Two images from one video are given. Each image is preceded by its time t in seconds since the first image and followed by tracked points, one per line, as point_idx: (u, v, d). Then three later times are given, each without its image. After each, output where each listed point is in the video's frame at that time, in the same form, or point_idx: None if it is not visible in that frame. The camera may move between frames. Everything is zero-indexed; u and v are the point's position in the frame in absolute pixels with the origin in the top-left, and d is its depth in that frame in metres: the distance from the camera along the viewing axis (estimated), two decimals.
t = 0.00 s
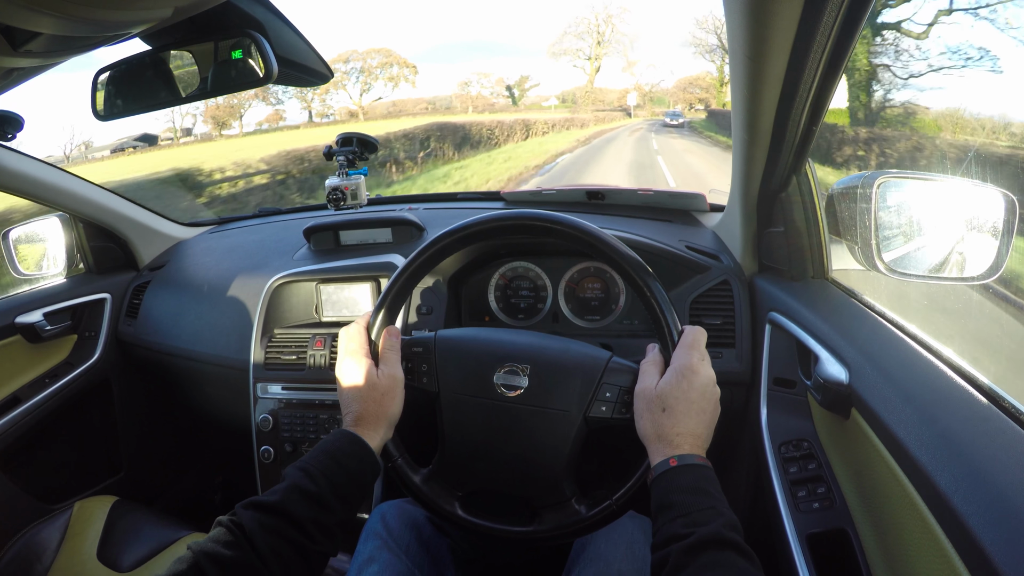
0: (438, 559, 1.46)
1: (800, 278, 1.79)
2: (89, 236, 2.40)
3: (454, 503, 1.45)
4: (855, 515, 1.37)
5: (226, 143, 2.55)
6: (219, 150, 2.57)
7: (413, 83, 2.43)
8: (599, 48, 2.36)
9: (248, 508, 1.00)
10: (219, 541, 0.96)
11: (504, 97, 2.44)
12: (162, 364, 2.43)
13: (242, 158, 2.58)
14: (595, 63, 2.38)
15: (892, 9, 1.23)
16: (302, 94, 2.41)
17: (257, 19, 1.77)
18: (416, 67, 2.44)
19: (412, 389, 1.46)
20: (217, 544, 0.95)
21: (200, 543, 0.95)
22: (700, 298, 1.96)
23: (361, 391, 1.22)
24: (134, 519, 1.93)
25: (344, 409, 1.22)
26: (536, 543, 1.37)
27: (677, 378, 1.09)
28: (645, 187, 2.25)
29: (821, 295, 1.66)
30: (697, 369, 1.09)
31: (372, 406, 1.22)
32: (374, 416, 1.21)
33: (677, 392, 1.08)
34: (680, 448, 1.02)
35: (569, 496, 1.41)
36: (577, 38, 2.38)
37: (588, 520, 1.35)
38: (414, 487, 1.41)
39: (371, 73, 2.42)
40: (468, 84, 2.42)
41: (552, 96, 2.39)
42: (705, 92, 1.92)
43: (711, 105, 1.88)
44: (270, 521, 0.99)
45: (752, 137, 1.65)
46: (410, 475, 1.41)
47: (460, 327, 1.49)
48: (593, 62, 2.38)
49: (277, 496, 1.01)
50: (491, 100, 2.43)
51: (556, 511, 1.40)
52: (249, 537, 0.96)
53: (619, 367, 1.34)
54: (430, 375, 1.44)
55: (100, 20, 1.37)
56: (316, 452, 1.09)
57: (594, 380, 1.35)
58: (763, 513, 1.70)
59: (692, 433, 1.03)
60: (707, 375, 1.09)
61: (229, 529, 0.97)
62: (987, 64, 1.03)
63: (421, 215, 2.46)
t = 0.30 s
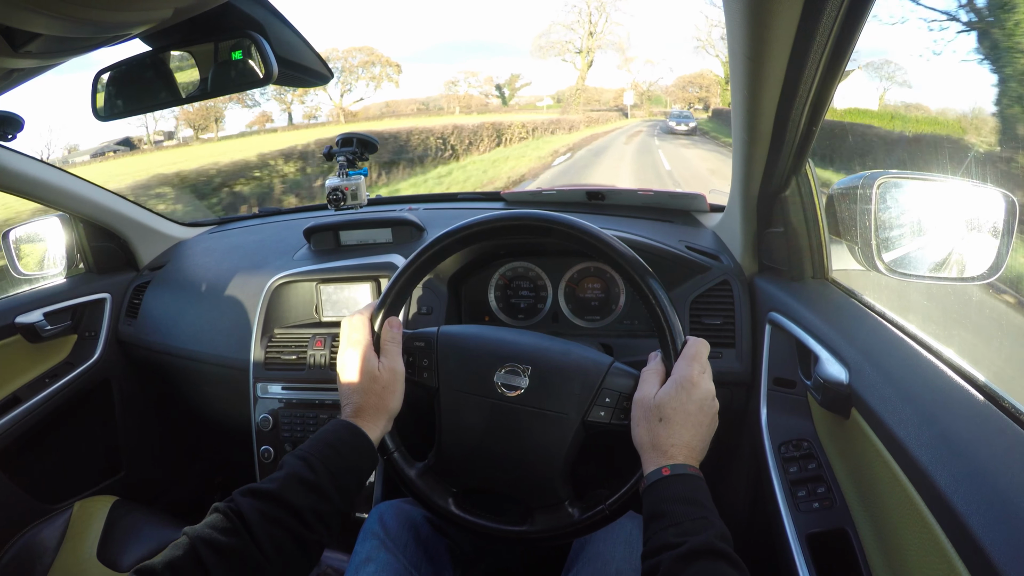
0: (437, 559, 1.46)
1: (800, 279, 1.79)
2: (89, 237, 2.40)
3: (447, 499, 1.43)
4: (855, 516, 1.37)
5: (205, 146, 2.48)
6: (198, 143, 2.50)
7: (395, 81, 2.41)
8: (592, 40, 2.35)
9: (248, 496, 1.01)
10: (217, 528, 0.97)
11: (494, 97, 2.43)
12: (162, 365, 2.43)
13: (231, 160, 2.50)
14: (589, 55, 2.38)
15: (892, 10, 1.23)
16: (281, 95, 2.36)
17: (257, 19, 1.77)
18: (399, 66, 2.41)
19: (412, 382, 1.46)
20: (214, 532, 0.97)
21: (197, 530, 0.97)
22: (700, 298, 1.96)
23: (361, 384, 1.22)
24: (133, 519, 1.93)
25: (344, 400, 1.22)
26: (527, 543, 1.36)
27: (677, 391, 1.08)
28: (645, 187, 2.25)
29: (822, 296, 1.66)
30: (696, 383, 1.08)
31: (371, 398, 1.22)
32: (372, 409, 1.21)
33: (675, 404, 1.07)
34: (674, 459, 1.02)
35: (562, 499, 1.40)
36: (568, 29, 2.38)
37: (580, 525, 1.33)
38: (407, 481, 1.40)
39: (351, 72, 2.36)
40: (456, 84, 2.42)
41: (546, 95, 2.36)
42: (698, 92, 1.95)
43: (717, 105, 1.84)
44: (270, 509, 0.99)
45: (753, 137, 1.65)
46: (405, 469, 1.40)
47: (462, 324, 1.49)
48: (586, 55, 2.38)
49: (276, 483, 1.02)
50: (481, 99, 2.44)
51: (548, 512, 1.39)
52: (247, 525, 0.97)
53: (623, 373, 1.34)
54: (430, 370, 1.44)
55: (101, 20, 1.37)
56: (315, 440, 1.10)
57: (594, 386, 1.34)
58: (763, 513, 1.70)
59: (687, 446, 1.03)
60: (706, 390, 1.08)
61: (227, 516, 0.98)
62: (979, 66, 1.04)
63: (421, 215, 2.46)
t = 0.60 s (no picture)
0: (436, 559, 1.46)
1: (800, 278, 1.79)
2: (90, 236, 2.40)
3: (444, 497, 1.43)
4: (855, 516, 1.37)
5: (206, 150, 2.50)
6: (197, 152, 2.52)
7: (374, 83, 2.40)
8: (580, 30, 2.35)
9: (247, 494, 1.01)
10: (215, 525, 0.97)
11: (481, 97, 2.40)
12: (162, 364, 2.43)
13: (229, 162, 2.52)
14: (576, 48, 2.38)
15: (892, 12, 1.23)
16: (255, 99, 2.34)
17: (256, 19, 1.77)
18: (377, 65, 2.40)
19: (412, 379, 1.46)
20: (214, 529, 0.97)
21: (196, 527, 0.97)
22: (700, 298, 1.96)
23: (361, 381, 1.22)
24: (134, 518, 1.93)
25: (344, 397, 1.23)
26: (522, 543, 1.36)
27: (677, 397, 1.08)
28: (645, 187, 2.24)
29: (821, 296, 1.66)
30: (696, 388, 1.08)
31: (371, 396, 1.22)
32: (372, 406, 1.22)
33: (675, 409, 1.07)
34: (671, 464, 1.02)
35: (559, 501, 1.40)
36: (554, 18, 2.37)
37: (575, 527, 1.33)
38: (405, 477, 1.40)
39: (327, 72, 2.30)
40: (439, 84, 2.41)
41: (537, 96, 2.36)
42: (695, 90, 1.95)
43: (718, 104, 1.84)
44: (270, 507, 0.99)
45: (752, 137, 1.65)
46: (403, 466, 1.40)
47: (464, 322, 1.49)
48: (571, 47, 2.37)
49: (275, 481, 1.02)
50: (468, 100, 2.40)
51: (544, 514, 1.39)
52: (246, 523, 0.97)
53: (623, 375, 1.34)
54: (431, 367, 1.44)
55: (102, 20, 1.37)
56: (315, 437, 1.09)
57: (593, 389, 1.34)
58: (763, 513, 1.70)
59: (685, 452, 1.03)
60: (706, 397, 1.08)
61: (227, 514, 0.98)
62: (980, 66, 1.04)
63: (421, 215, 2.47)
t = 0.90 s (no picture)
0: (436, 560, 1.45)
1: (800, 278, 1.79)
2: (90, 236, 2.40)
3: (446, 499, 1.43)
4: (856, 516, 1.37)
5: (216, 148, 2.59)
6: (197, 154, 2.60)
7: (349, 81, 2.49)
8: (562, 16, 2.42)
9: (248, 496, 1.01)
10: (215, 528, 0.97)
11: (464, 95, 2.60)
12: (162, 365, 2.43)
13: (249, 156, 2.62)
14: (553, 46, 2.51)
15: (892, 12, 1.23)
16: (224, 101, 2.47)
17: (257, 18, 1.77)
18: (351, 64, 2.52)
19: (412, 381, 1.46)
20: (214, 530, 0.97)
21: (197, 528, 0.97)
22: (700, 299, 1.96)
23: (361, 384, 1.22)
24: (134, 518, 1.94)
25: (344, 401, 1.22)
26: (525, 544, 1.36)
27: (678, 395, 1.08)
28: (645, 187, 2.24)
29: (821, 296, 1.66)
30: (696, 385, 1.08)
31: (372, 398, 1.21)
32: (373, 409, 1.21)
33: (676, 406, 1.07)
34: (673, 461, 1.02)
35: (561, 500, 1.40)
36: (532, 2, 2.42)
37: (578, 526, 1.33)
38: (406, 480, 1.40)
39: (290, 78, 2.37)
40: (419, 82, 2.60)
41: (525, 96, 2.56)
42: (690, 87, 2.21)
43: (718, 104, 1.84)
44: (270, 509, 0.99)
45: (752, 138, 1.65)
46: (405, 468, 1.40)
47: (463, 323, 1.49)
48: (554, 34, 2.45)
49: (276, 483, 1.02)
50: (454, 99, 2.62)
51: (547, 513, 1.39)
52: (247, 525, 0.97)
53: (623, 374, 1.34)
54: (430, 369, 1.44)
55: (100, 19, 1.37)
56: (315, 440, 1.09)
57: (594, 387, 1.34)
58: (764, 514, 1.70)
59: (686, 450, 1.03)
60: (706, 394, 1.09)
61: (227, 517, 0.98)
62: (978, 65, 1.04)
63: (421, 215, 2.46)
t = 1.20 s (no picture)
0: (436, 560, 1.45)
1: (801, 278, 1.79)
2: (89, 237, 2.40)
3: (447, 500, 1.43)
4: (856, 517, 1.37)
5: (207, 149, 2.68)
6: (194, 151, 2.65)
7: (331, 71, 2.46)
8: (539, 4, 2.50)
9: (247, 499, 1.01)
10: (214, 531, 0.97)
11: (448, 94, 2.59)
12: (162, 365, 2.43)
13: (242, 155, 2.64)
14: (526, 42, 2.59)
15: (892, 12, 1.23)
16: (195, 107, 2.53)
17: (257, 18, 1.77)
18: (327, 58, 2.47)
19: (413, 383, 1.46)
20: (213, 534, 0.97)
21: (195, 532, 0.97)
22: (700, 298, 1.96)
23: (361, 386, 1.21)
24: (134, 518, 1.94)
25: (344, 403, 1.22)
26: (527, 544, 1.36)
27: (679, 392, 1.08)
28: (645, 187, 2.24)
29: (821, 296, 1.66)
30: (697, 382, 1.09)
31: (372, 401, 1.21)
32: (373, 412, 1.21)
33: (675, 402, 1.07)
34: (674, 457, 1.02)
35: (562, 499, 1.40)
36: None
37: (580, 525, 1.33)
38: (408, 482, 1.40)
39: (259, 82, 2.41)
40: (398, 80, 2.56)
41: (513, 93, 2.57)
42: (687, 85, 2.22)
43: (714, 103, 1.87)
44: (269, 512, 0.99)
45: (752, 139, 1.66)
46: (406, 469, 1.40)
47: (462, 324, 1.49)
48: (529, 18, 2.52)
49: (275, 486, 1.02)
50: (437, 97, 2.60)
51: (549, 513, 1.39)
52: (246, 529, 0.97)
53: (622, 373, 1.34)
54: (430, 370, 1.44)
55: (101, 19, 1.37)
56: (315, 442, 1.09)
57: (594, 387, 1.34)
58: (764, 514, 1.70)
59: (687, 446, 1.03)
60: (706, 389, 1.10)
61: (226, 520, 0.98)
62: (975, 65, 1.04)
63: (421, 215, 2.47)
